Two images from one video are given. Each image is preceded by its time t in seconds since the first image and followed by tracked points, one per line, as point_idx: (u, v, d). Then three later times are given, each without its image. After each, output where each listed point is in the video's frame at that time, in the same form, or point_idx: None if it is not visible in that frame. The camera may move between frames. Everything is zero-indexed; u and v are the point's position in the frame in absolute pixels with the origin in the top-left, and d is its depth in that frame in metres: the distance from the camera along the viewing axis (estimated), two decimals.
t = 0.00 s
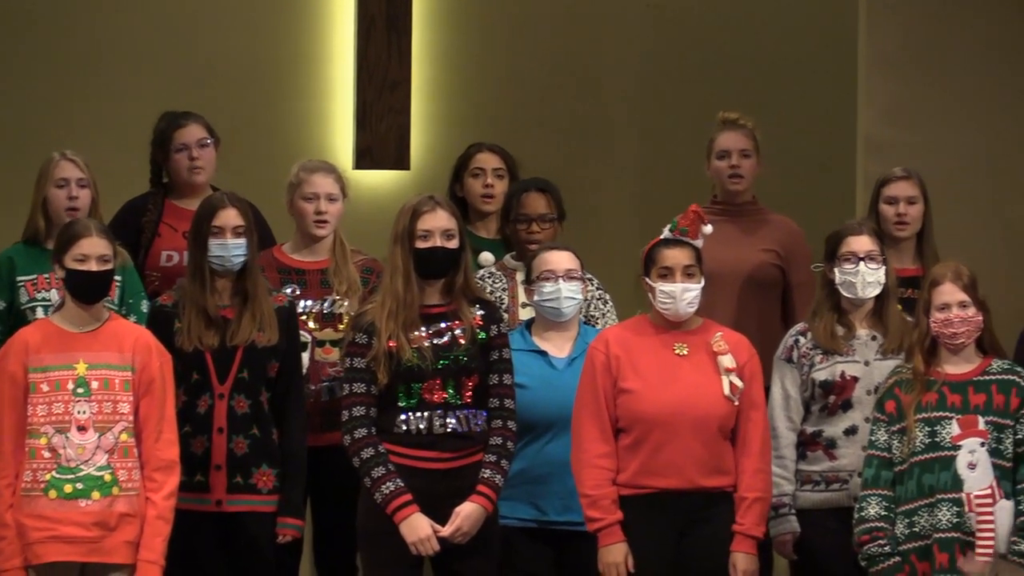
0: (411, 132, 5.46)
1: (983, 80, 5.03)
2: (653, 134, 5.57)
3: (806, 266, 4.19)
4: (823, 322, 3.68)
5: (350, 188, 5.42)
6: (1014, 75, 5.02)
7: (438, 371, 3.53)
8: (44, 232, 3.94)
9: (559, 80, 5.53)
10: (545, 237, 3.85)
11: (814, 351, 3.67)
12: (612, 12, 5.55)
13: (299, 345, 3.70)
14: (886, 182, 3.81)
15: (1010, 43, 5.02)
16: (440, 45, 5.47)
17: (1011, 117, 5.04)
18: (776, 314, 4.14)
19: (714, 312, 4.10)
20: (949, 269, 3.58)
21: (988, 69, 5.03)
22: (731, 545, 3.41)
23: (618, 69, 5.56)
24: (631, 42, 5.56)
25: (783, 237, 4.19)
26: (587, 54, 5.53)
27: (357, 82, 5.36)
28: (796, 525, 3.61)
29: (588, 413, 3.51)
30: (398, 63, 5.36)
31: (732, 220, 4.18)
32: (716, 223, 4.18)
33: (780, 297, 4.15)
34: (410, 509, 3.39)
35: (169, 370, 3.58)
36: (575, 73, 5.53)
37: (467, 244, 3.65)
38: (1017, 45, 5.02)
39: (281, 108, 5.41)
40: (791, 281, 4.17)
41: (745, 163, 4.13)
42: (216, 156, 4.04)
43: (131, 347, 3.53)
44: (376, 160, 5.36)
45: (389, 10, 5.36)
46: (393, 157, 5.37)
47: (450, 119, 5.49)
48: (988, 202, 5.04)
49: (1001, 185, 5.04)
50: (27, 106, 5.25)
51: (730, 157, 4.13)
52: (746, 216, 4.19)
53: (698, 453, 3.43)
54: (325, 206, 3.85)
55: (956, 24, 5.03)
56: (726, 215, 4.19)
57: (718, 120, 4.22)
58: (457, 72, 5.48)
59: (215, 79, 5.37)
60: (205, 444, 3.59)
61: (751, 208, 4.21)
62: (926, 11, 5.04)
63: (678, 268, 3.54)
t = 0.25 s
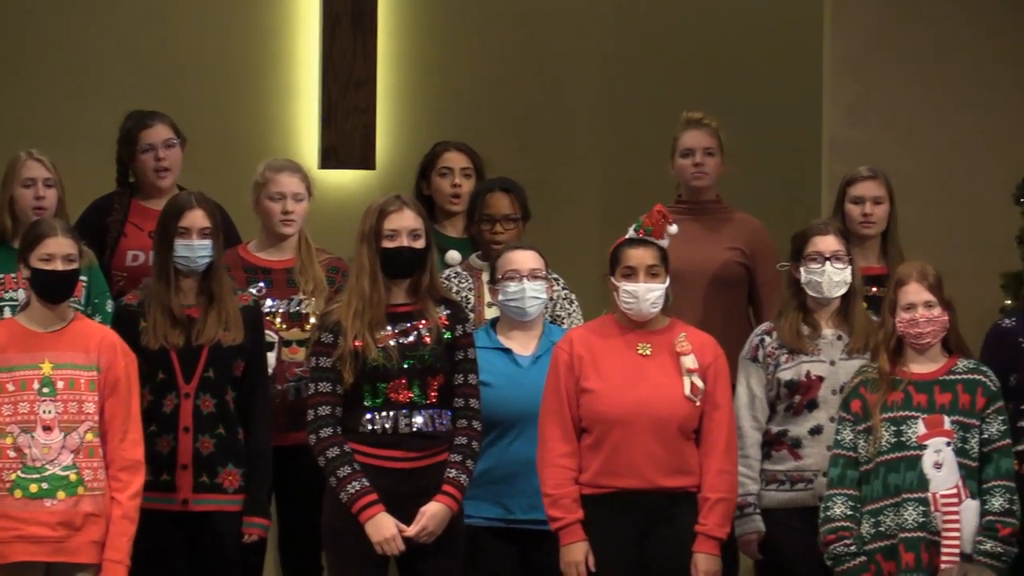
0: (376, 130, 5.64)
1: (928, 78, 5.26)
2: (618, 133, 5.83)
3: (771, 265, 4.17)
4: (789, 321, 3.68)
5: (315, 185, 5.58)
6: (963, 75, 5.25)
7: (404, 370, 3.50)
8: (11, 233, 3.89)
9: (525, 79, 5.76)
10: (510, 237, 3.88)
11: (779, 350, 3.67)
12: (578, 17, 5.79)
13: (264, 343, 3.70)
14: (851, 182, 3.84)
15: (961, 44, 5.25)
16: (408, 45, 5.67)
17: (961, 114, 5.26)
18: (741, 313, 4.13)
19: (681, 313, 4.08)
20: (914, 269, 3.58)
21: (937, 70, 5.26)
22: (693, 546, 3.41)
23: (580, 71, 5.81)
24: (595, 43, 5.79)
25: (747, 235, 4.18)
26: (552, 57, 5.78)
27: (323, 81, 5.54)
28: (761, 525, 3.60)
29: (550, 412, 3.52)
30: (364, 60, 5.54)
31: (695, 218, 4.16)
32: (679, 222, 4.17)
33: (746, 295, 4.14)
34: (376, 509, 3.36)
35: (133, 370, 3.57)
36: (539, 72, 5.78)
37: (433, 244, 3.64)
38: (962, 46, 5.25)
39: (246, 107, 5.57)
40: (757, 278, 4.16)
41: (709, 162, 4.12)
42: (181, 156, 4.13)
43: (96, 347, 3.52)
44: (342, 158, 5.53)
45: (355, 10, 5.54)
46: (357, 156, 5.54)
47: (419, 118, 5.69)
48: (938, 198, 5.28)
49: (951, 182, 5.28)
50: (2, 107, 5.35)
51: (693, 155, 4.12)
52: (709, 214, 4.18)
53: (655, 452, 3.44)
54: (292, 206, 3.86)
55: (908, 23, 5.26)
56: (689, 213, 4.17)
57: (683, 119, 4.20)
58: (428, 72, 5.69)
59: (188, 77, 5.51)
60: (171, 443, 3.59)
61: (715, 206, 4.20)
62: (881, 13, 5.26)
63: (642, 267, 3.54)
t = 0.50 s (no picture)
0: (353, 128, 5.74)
1: (904, 78, 5.34)
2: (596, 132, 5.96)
3: (747, 265, 4.16)
4: (765, 321, 3.69)
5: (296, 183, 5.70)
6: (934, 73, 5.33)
7: (380, 369, 3.49)
8: None
9: (502, 80, 5.88)
10: (488, 236, 3.87)
11: (755, 350, 3.67)
12: (556, 20, 5.92)
13: (241, 344, 3.71)
14: (830, 182, 3.84)
15: (932, 45, 5.33)
16: (388, 47, 5.76)
17: (932, 112, 5.34)
18: (716, 312, 4.12)
19: (659, 313, 4.07)
20: (890, 268, 3.58)
21: (910, 69, 5.33)
22: (669, 545, 3.41)
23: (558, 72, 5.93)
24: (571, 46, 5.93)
25: (724, 234, 4.16)
26: (530, 60, 5.91)
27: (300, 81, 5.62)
28: (737, 524, 3.60)
29: (526, 412, 3.52)
30: (341, 62, 5.63)
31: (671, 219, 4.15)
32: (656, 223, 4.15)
33: (722, 294, 4.13)
34: (353, 508, 3.34)
35: (108, 370, 3.54)
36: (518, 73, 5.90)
37: (410, 243, 3.65)
38: (935, 47, 5.32)
39: (225, 107, 5.65)
40: (733, 278, 4.16)
41: (685, 161, 4.11)
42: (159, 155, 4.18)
43: (72, 346, 3.48)
44: (318, 158, 5.63)
45: (331, 10, 5.62)
46: (333, 154, 5.64)
47: (398, 118, 5.78)
48: (912, 195, 5.35)
49: (924, 179, 5.35)
50: None
51: (669, 155, 4.11)
52: (684, 213, 4.16)
53: (632, 452, 3.43)
54: (271, 207, 3.88)
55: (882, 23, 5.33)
56: (665, 214, 4.16)
57: (659, 119, 4.19)
58: (408, 73, 5.78)
59: (172, 79, 5.61)
60: (148, 443, 3.57)
61: (690, 206, 4.19)
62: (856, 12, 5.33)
63: (620, 266, 3.53)
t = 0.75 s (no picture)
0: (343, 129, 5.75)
1: (886, 79, 5.40)
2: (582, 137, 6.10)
3: (736, 265, 4.15)
4: (754, 321, 3.68)
5: (284, 184, 5.69)
6: (922, 74, 5.38)
7: (369, 369, 3.49)
8: None
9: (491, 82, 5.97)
10: (477, 236, 3.87)
11: (744, 351, 3.66)
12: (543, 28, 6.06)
13: (230, 345, 3.70)
14: (819, 182, 3.84)
15: (922, 47, 5.37)
16: (379, 48, 5.79)
17: (920, 114, 5.40)
18: (704, 313, 4.11)
19: (648, 314, 4.06)
20: (879, 269, 3.59)
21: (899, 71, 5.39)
22: (663, 545, 3.39)
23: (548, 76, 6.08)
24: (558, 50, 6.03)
25: (712, 235, 4.15)
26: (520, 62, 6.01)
27: (289, 80, 5.62)
28: (727, 525, 3.59)
29: (519, 412, 3.48)
30: (330, 62, 5.65)
31: (660, 219, 4.14)
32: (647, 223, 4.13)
33: (710, 295, 4.12)
34: (341, 507, 3.33)
35: (97, 370, 3.52)
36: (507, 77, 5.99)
37: (399, 243, 3.66)
38: (922, 48, 5.37)
39: (214, 107, 5.62)
40: (722, 277, 4.14)
41: (674, 162, 4.10)
42: (150, 155, 4.18)
43: (61, 346, 3.46)
44: (307, 159, 5.63)
45: (320, 11, 5.64)
46: (323, 155, 5.66)
47: (388, 119, 5.81)
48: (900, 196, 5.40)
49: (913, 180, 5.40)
50: None
51: (658, 155, 4.10)
52: (673, 214, 4.15)
53: (627, 453, 3.40)
54: (262, 207, 3.88)
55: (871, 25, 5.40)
56: (654, 214, 4.15)
57: (646, 119, 4.18)
58: (398, 75, 5.83)
59: (162, 81, 5.57)
60: (138, 443, 3.57)
61: (678, 207, 4.17)
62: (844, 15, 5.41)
63: (613, 267, 3.49)
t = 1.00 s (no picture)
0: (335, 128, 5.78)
1: (880, 78, 5.40)
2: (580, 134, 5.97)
3: (731, 265, 4.13)
4: (748, 321, 3.68)
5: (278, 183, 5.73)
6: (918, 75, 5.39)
7: (362, 368, 3.49)
8: None
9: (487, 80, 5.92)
10: (472, 236, 3.87)
11: (739, 350, 3.66)
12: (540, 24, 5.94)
13: (224, 344, 3.69)
14: (813, 183, 3.84)
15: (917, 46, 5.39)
16: (375, 47, 5.81)
17: (916, 114, 5.41)
18: (699, 314, 4.10)
19: (642, 315, 4.05)
20: (875, 268, 3.59)
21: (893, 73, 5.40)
22: (661, 544, 3.37)
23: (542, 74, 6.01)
24: (555, 47, 5.95)
25: (706, 235, 4.14)
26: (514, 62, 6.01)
27: (284, 79, 5.65)
28: (722, 524, 3.58)
29: (519, 412, 3.43)
30: (324, 60, 5.66)
31: (655, 219, 4.13)
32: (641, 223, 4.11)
33: (705, 295, 4.11)
34: (335, 506, 3.33)
35: (92, 370, 3.51)
36: (502, 74, 5.92)
37: (392, 243, 3.66)
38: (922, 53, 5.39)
39: (210, 107, 5.69)
40: (716, 277, 4.13)
41: (668, 161, 4.09)
42: (147, 155, 4.17)
43: (56, 346, 3.45)
44: (302, 158, 5.66)
45: (315, 9, 5.65)
46: (317, 155, 5.67)
47: (382, 120, 5.82)
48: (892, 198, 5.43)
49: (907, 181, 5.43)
50: None
51: (652, 154, 4.08)
52: (667, 214, 4.14)
53: (629, 452, 3.38)
54: (257, 207, 3.84)
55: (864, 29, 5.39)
56: (649, 214, 4.14)
57: (640, 119, 4.18)
58: (393, 75, 5.83)
59: (158, 79, 5.66)
60: (133, 442, 3.56)
61: (672, 207, 4.16)
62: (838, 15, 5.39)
63: (613, 266, 3.44)
